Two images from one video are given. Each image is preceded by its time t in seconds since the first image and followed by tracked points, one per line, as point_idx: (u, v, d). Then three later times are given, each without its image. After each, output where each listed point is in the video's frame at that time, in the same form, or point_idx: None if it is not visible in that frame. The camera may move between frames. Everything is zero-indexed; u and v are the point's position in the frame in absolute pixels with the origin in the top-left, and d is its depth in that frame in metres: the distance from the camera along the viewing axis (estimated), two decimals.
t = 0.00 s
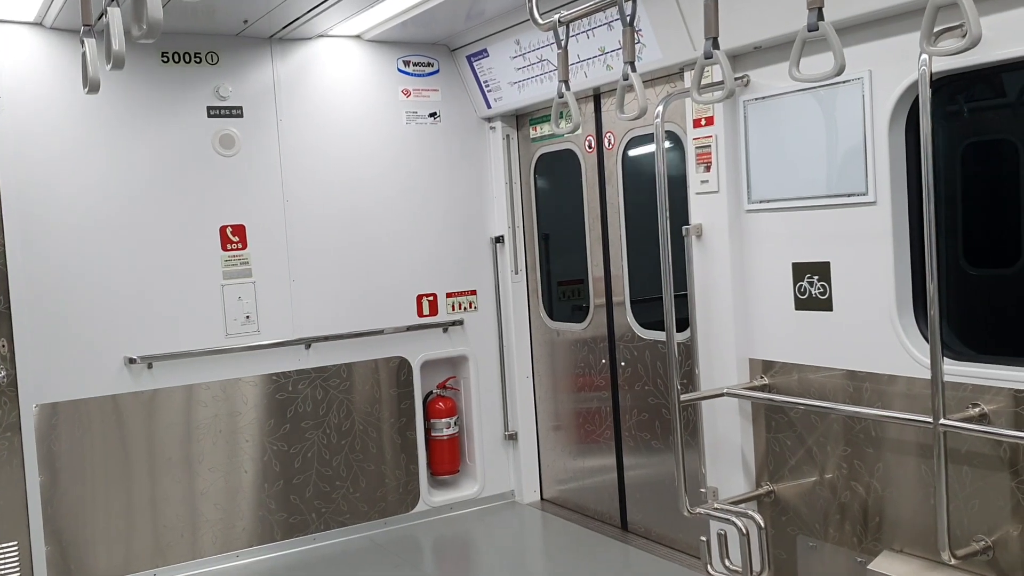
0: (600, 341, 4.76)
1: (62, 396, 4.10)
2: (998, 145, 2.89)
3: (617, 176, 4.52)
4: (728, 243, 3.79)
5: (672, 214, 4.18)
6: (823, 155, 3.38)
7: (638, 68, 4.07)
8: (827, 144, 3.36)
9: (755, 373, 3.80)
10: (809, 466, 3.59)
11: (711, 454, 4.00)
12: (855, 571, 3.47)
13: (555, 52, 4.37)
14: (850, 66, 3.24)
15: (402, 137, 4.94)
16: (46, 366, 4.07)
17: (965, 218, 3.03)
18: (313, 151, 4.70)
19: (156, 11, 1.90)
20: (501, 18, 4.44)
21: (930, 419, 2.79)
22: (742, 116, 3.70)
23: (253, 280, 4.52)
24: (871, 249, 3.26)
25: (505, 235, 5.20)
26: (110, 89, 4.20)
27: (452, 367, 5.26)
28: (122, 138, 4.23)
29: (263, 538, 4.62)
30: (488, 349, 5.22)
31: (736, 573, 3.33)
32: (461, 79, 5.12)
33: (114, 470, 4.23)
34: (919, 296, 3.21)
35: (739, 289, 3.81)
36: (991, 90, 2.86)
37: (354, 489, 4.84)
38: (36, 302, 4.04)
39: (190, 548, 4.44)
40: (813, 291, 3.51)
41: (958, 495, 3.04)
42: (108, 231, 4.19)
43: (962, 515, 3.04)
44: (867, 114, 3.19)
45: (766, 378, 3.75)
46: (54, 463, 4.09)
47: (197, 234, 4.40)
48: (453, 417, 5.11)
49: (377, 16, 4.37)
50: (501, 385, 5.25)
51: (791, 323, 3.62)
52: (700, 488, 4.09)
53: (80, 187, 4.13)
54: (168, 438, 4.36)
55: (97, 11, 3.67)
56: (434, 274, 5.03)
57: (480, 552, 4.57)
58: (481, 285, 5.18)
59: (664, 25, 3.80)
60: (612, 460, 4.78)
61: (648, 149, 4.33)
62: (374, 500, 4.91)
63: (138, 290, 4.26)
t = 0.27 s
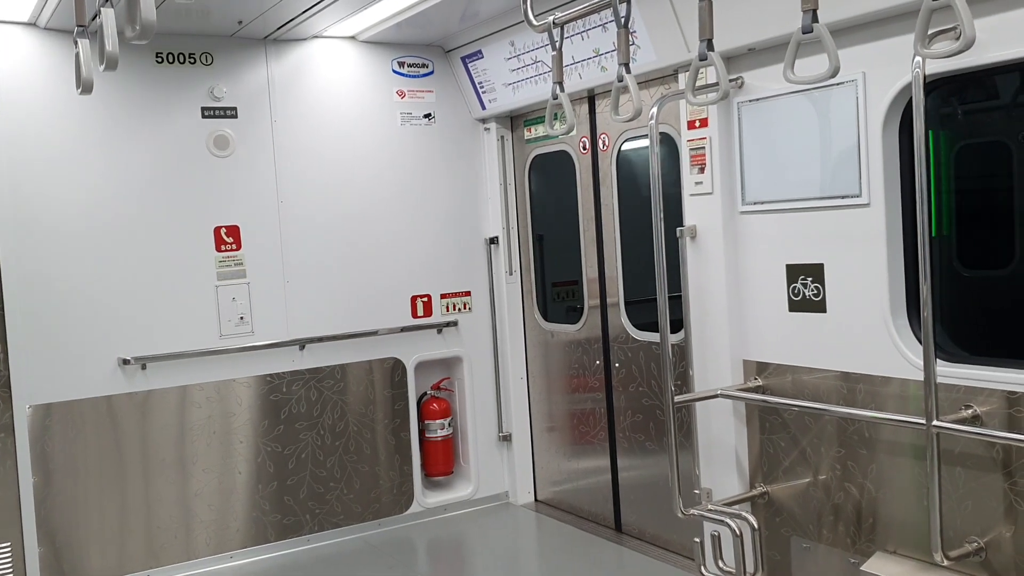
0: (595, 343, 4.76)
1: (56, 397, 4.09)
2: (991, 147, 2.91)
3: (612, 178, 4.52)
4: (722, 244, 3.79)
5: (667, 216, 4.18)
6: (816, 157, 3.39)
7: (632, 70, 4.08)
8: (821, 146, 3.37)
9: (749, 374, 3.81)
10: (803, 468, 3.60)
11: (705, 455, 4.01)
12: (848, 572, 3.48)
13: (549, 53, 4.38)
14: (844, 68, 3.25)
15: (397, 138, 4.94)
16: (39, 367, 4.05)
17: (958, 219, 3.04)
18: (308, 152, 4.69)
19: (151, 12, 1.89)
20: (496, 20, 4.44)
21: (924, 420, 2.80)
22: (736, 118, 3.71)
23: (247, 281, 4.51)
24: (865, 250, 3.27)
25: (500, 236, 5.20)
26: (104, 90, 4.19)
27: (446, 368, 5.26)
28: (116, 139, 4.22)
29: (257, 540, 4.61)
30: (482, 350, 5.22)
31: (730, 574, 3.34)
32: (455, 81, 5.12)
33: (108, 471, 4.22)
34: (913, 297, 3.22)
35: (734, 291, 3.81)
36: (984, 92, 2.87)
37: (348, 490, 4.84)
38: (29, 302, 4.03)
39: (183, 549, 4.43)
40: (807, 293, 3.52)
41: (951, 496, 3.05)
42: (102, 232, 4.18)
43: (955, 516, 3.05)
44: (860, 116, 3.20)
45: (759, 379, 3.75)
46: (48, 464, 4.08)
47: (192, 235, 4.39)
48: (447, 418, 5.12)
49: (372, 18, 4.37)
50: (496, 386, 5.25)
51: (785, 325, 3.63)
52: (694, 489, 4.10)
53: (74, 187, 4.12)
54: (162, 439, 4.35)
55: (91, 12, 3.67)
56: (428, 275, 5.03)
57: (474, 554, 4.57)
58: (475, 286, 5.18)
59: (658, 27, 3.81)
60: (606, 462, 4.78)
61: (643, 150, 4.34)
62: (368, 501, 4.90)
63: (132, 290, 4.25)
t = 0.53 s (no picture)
0: (591, 345, 4.76)
1: (51, 398, 4.08)
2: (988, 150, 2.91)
3: (609, 180, 4.53)
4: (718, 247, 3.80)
5: (664, 218, 4.19)
6: (813, 160, 3.40)
7: (630, 73, 4.08)
8: (818, 149, 3.38)
9: (746, 376, 3.81)
10: (799, 470, 3.60)
11: (701, 457, 4.01)
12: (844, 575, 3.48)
13: (547, 56, 4.38)
14: (841, 71, 3.26)
15: (394, 140, 4.94)
16: (35, 368, 4.05)
17: (954, 223, 3.05)
18: (305, 153, 4.69)
19: (149, 12, 1.89)
20: (493, 22, 4.44)
21: (920, 423, 2.80)
22: (733, 121, 3.72)
23: (243, 282, 4.51)
24: (861, 253, 3.27)
25: (497, 238, 5.20)
26: (101, 91, 4.19)
27: (442, 370, 5.26)
28: (113, 139, 4.21)
29: (252, 541, 4.60)
30: (478, 352, 5.22)
31: None
32: (453, 82, 5.12)
33: (103, 472, 4.21)
34: (909, 300, 3.22)
35: (730, 293, 3.82)
36: (980, 96, 2.88)
37: (344, 492, 4.84)
38: (25, 303, 4.02)
39: (179, 551, 4.42)
40: (804, 296, 3.52)
41: (947, 499, 3.06)
42: (98, 233, 4.18)
43: (950, 519, 3.06)
44: (857, 119, 3.21)
45: (756, 382, 3.76)
46: (44, 465, 4.07)
47: (188, 236, 4.39)
48: (443, 419, 5.11)
49: (369, 19, 4.38)
50: (492, 388, 5.25)
51: (781, 327, 3.64)
52: (690, 491, 4.10)
53: (70, 188, 4.12)
54: (158, 440, 4.34)
55: (89, 12, 3.66)
56: (425, 277, 5.02)
57: (470, 555, 4.56)
58: (472, 288, 5.18)
59: (656, 29, 3.82)
60: (603, 464, 4.79)
61: (640, 153, 4.34)
62: (364, 503, 4.90)
63: (128, 292, 4.24)
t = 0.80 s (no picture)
0: (588, 348, 4.76)
1: (47, 402, 4.07)
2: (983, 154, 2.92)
3: (605, 184, 4.53)
4: (715, 250, 3.80)
5: (660, 222, 4.19)
6: (809, 164, 3.41)
7: (626, 77, 4.09)
8: (814, 153, 3.38)
9: (742, 380, 3.81)
10: (795, 474, 3.60)
11: (697, 461, 4.01)
12: None
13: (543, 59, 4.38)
14: (837, 76, 3.26)
15: (390, 144, 4.94)
16: (31, 372, 4.04)
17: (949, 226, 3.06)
18: (302, 157, 4.69)
19: (144, 18, 1.88)
20: (489, 26, 4.45)
21: (916, 427, 2.80)
22: (729, 124, 3.73)
23: (240, 286, 4.50)
24: (857, 257, 3.28)
25: (494, 241, 5.20)
26: (98, 95, 4.19)
27: (439, 373, 5.26)
28: (109, 143, 4.21)
29: (249, 545, 4.60)
30: (475, 355, 5.22)
31: None
32: (449, 86, 5.13)
33: (100, 477, 4.20)
34: (905, 304, 3.23)
35: (726, 297, 3.82)
36: (975, 100, 2.89)
37: (341, 496, 4.83)
38: (21, 308, 4.01)
39: (176, 555, 4.41)
40: (800, 299, 3.52)
41: (943, 503, 3.06)
42: (94, 237, 4.17)
43: (946, 523, 3.06)
44: (852, 123, 3.21)
45: (752, 386, 3.76)
46: (40, 470, 4.06)
47: (184, 240, 4.38)
48: (440, 423, 5.10)
49: (366, 24, 4.38)
50: (489, 392, 5.25)
51: (778, 331, 3.64)
52: (687, 495, 4.10)
53: (66, 192, 4.11)
54: (154, 444, 4.34)
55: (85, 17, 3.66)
56: (422, 280, 5.02)
57: (467, 559, 4.56)
58: (469, 292, 5.18)
59: (652, 33, 3.83)
60: (600, 467, 4.79)
61: (636, 157, 4.35)
62: (360, 507, 4.89)
63: (124, 296, 4.24)
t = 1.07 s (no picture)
0: (586, 346, 4.77)
1: (44, 403, 4.07)
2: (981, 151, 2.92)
3: (603, 182, 4.53)
4: (712, 248, 3.81)
5: (657, 220, 4.20)
6: (806, 161, 3.41)
7: (623, 74, 4.09)
8: (811, 150, 3.39)
9: (740, 377, 3.82)
10: (794, 470, 3.61)
11: (696, 458, 4.02)
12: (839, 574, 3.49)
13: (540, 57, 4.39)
14: (834, 72, 3.27)
15: (388, 142, 4.94)
16: (29, 373, 4.03)
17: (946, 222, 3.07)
18: (299, 156, 4.69)
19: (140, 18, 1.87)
20: (485, 24, 4.45)
21: (914, 423, 2.81)
22: (727, 121, 3.73)
23: (237, 285, 4.50)
24: (855, 254, 3.28)
25: (491, 240, 5.21)
26: (94, 95, 4.18)
27: (437, 372, 5.26)
28: (105, 143, 4.20)
29: (248, 545, 4.59)
30: (473, 353, 5.22)
31: None
32: (446, 85, 5.12)
33: (98, 477, 4.20)
34: (902, 300, 3.24)
35: (724, 294, 3.83)
36: (972, 97, 2.90)
37: (340, 494, 4.83)
38: (18, 309, 4.01)
39: (174, 554, 4.41)
40: (798, 296, 3.53)
41: (941, 499, 3.07)
42: (91, 237, 4.17)
43: (945, 518, 3.07)
44: (850, 120, 3.22)
45: (750, 383, 3.77)
46: (38, 470, 4.06)
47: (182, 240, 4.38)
48: (439, 422, 5.10)
49: (362, 22, 4.38)
50: (487, 390, 5.25)
51: (776, 328, 3.64)
52: (686, 491, 4.11)
53: (62, 193, 4.11)
54: (152, 444, 4.33)
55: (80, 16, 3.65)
56: (420, 279, 5.02)
57: (466, 558, 4.56)
58: (466, 290, 5.18)
59: (649, 31, 3.83)
60: (598, 465, 4.79)
61: (633, 155, 4.35)
62: (359, 506, 4.89)
63: (121, 296, 4.23)
